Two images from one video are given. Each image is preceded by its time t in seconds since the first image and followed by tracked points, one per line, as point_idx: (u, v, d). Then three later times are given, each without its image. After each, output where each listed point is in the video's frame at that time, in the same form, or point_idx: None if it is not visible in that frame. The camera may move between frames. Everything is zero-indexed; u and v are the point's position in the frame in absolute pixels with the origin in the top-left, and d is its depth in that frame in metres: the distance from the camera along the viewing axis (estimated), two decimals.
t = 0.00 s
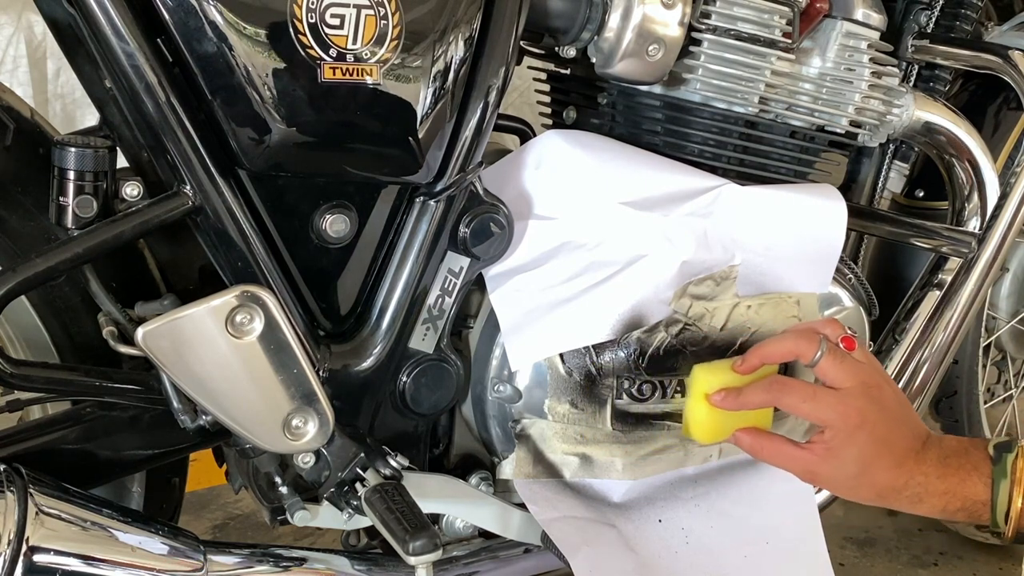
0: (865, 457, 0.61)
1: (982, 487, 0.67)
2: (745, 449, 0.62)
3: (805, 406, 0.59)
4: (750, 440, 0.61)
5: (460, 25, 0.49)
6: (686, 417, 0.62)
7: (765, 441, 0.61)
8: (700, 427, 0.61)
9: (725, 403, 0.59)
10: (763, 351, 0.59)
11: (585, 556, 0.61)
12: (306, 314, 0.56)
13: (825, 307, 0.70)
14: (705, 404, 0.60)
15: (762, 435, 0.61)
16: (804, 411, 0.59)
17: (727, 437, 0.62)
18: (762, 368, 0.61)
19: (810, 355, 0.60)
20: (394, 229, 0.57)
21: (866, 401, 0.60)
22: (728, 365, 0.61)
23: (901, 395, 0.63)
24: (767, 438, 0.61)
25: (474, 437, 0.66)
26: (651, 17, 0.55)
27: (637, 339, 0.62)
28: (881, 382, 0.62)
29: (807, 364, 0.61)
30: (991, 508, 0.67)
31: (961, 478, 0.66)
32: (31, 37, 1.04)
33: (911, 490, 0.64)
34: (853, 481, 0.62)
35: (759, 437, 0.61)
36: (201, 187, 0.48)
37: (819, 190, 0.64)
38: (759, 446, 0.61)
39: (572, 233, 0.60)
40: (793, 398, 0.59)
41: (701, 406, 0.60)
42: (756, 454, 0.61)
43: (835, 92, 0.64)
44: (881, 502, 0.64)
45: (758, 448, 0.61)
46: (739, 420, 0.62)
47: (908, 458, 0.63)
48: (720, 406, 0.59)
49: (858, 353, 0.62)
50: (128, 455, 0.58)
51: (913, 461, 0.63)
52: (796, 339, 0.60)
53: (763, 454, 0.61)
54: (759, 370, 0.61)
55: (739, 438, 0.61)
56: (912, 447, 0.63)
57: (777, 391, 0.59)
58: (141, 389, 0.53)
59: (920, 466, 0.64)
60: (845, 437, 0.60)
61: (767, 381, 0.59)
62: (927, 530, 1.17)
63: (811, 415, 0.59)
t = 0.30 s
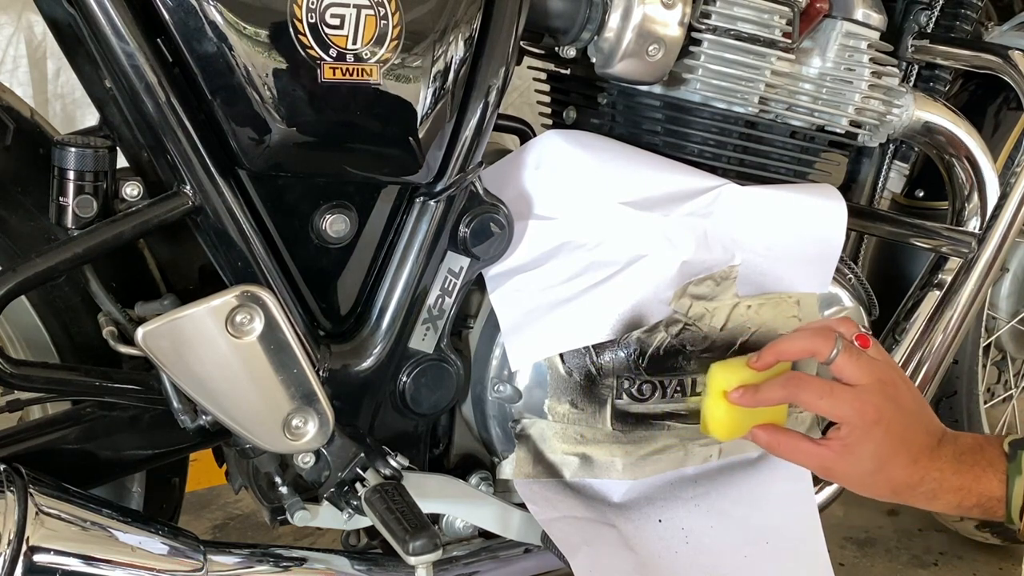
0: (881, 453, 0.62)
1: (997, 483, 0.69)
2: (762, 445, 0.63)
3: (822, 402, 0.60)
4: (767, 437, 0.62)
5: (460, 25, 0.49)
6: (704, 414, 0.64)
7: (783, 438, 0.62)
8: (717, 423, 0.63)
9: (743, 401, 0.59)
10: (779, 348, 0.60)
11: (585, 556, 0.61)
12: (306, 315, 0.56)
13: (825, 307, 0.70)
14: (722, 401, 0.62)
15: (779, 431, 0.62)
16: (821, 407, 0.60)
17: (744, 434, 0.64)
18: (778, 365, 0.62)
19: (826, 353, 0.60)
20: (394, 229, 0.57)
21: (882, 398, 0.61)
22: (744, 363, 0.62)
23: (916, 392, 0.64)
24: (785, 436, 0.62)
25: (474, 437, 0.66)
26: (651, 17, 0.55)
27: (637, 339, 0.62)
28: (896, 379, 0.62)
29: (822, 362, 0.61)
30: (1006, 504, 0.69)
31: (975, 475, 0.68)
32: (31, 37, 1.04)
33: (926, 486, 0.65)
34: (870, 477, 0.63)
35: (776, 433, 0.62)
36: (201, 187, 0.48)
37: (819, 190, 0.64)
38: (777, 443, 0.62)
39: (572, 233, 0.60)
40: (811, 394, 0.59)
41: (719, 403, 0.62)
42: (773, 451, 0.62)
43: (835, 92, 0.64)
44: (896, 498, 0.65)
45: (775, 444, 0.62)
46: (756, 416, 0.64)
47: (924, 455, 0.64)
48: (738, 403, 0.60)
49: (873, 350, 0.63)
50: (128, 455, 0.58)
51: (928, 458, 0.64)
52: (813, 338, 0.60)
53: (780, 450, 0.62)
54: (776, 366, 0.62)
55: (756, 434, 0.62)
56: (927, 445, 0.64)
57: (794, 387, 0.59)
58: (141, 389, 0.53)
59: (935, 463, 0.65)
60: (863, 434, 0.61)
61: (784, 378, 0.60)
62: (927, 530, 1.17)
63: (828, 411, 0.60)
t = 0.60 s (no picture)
0: (894, 452, 0.63)
1: (1004, 483, 0.71)
2: (775, 442, 0.64)
3: (835, 400, 0.61)
4: (781, 434, 0.63)
5: (460, 25, 0.49)
6: (720, 413, 0.65)
7: (796, 435, 0.63)
8: (732, 422, 0.64)
9: (758, 399, 0.61)
10: (790, 347, 0.61)
11: (585, 556, 0.61)
12: (306, 315, 0.56)
13: (825, 307, 0.70)
14: (738, 401, 0.63)
15: (793, 429, 0.63)
16: (834, 405, 0.61)
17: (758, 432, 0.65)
18: (790, 363, 0.63)
19: (839, 352, 0.62)
20: (395, 229, 0.57)
21: (894, 396, 0.62)
22: (757, 360, 0.63)
23: (927, 391, 0.65)
24: (798, 433, 0.63)
25: (474, 437, 0.66)
26: (650, 17, 0.55)
27: (637, 339, 0.62)
28: (907, 378, 0.64)
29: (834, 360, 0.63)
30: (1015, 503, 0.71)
31: (986, 474, 0.70)
32: (31, 37, 1.04)
33: (937, 485, 0.67)
34: (881, 475, 0.64)
35: (789, 431, 0.63)
36: (201, 187, 0.48)
37: (819, 190, 0.64)
38: (790, 440, 0.63)
39: (572, 233, 0.60)
40: (824, 391, 0.61)
41: (733, 403, 0.63)
42: (786, 448, 0.63)
43: (835, 93, 0.64)
44: (907, 497, 0.67)
45: (789, 441, 0.63)
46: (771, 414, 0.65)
47: (935, 453, 0.65)
48: (752, 401, 0.61)
49: (884, 349, 0.65)
50: (127, 455, 0.58)
51: (939, 457, 0.66)
52: (826, 336, 0.61)
53: (793, 447, 0.63)
54: (789, 364, 0.63)
55: (769, 432, 0.64)
56: (939, 444, 0.65)
57: (807, 385, 0.61)
58: (141, 389, 0.53)
59: (946, 462, 0.66)
60: (875, 432, 0.62)
61: (797, 376, 0.61)
62: (927, 530, 1.17)
63: (841, 409, 0.61)
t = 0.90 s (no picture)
0: (908, 448, 0.64)
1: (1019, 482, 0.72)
2: (792, 438, 0.65)
3: (851, 395, 0.61)
4: (797, 430, 0.64)
5: (460, 25, 0.49)
6: (738, 411, 0.65)
7: (812, 431, 0.64)
8: (750, 419, 0.64)
9: (775, 395, 0.62)
10: (808, 342, 0.61)
11: (585, 556, 0.61)
12: (306, 315, 0.56)
13: (825, 307, 0.69)
14: (756, 398, 0.63)
15: (808, 424, 0.65)
16: (850, 400, 0.62)
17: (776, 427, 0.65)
18: (807, 359, 0.63)
19: (855, 348, 0.61)
20: (395, 230, 0.57)
21: (910, 392, 0.63)
22: (773, 356, 0.63)
23: (943, 389, 0.66)
24: (813, 428, 0.64)
25: (474, 437, 0.66)
26: (650, 17, 0.55)
27: (637, 339, 0.62)
28: (922, 375, 0.64)
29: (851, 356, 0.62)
30: None
31: (1001, 472, 0.71)
32: (31, 37, 1.04)
33: (952, 482, 0.68)
34: (895, 471, 0.65)
35: (805, 426, 0.64)
36: (201, 187, 0.48)
37: (819, 190, 0.64)
38: (806, 436, 0.64)
39: (572, 234, 0.60)
40: (840, 387, 0.61)
41: (752, 399, 0.63)
42: (802, 443, 0.65)
43: (835, 93, 0.64)
44: (922, 493, 0.68)
45: (804, 436, 0.64)
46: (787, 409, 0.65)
47: (949, 451, 0.67)
48: (771, 398, 0.62)
49: (900, 346, 0.65)
50: (127, 455, 0.58)
51: (954, 455, 0.67)
52: (842, 332, 0.61)
53: (809, 442, 0.64)
54: (806, 361, 0.63)
55: (785, 428, 0.65)
56: (954, 441, 0.67)
57: (824, 381, 0.61)
58: (141, 389, 0.53)
59: (961, 460, 0.68)
60: (890, 428, 0.63)
61: (813, 371, 0.61)
62: (927, 530, 1.17)
63: (858, 405, 0.62)
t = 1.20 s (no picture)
0: (919, 445, 0.65)
1: None
2: (805, 434, 0.65)
3: (862, 391, 0.62)
4: (809, 426, 0.65)
5: (460, 25, 0.49)
6: (753, 407, 0.66)
7: (823, 427, 0.65)
8: (765, 415, 0.65)
9: (788, 392, 0.63)
10: (822, 340, 0.61)
11: (585, 556, 0.61)
12: (306, 315, 0.56)
13: (825, 307, 0.70)
14: (770, 394, 0.64)
15: (821, 420, 0.65)
16: (862, 397, 0.62)
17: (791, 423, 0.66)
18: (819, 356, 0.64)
19: (866, 345, 0.62)
20: (395, 230, 0.57)
21: (921, 389, 0.63)
22: (786, 353, 0.64)
23: (955, 385, 0.66)
24: (825, 424, 0.65)
25: (474, 437, 0.66)
26: (650, 17, 0.55)
27: (637, 339, 0.62)
28: (933, 371, 0.64)
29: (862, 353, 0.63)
30: None
31: (1013, 470, 0.71)
32: (31, 37, 1.04)
33: (963, 479, 0.68)
34: (906, 467, 0.66)
35: (818, 422, 0.65)
36: (201, 187, 0.48)
37: (819, 190, 0.64)
38: (818, 432, 0.65)
39: (572, 234, 0.60)
40: (851, 383, 0.61)
41: (766, 396, 0.65)
42: (814, 439, 0.65)
43: (835, 92, 0.64)
44: (933, 490, 0.68)
45: (817, 432, 0.64)
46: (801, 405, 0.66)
47: (961, 448, 0.67)
48: (784, 394, 0.63)
49: (911, 344, 0.65)
50: (127, 455, 0.58)
51: (966, 452, 0.67)
52: (854, 330, 0.61)
53: (821, 438, 0.65)
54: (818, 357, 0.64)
55: (798, 423, 0.65)
56: (966, 439, 0.67)
57: (835, 377, 0.61)
58: (141, 389, 0.53)
59: (972, 457, 0.68)
60: (901, 425, 0.63)
61: (826, 367, 0.62)
62: (926, 530, 1.17)
63: (869, 401, 0.62)
